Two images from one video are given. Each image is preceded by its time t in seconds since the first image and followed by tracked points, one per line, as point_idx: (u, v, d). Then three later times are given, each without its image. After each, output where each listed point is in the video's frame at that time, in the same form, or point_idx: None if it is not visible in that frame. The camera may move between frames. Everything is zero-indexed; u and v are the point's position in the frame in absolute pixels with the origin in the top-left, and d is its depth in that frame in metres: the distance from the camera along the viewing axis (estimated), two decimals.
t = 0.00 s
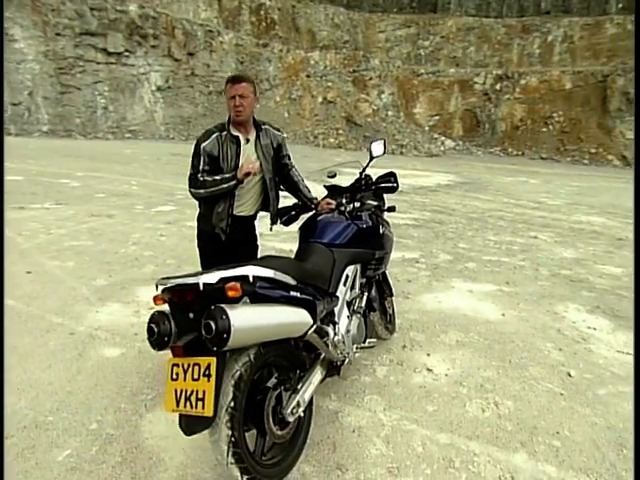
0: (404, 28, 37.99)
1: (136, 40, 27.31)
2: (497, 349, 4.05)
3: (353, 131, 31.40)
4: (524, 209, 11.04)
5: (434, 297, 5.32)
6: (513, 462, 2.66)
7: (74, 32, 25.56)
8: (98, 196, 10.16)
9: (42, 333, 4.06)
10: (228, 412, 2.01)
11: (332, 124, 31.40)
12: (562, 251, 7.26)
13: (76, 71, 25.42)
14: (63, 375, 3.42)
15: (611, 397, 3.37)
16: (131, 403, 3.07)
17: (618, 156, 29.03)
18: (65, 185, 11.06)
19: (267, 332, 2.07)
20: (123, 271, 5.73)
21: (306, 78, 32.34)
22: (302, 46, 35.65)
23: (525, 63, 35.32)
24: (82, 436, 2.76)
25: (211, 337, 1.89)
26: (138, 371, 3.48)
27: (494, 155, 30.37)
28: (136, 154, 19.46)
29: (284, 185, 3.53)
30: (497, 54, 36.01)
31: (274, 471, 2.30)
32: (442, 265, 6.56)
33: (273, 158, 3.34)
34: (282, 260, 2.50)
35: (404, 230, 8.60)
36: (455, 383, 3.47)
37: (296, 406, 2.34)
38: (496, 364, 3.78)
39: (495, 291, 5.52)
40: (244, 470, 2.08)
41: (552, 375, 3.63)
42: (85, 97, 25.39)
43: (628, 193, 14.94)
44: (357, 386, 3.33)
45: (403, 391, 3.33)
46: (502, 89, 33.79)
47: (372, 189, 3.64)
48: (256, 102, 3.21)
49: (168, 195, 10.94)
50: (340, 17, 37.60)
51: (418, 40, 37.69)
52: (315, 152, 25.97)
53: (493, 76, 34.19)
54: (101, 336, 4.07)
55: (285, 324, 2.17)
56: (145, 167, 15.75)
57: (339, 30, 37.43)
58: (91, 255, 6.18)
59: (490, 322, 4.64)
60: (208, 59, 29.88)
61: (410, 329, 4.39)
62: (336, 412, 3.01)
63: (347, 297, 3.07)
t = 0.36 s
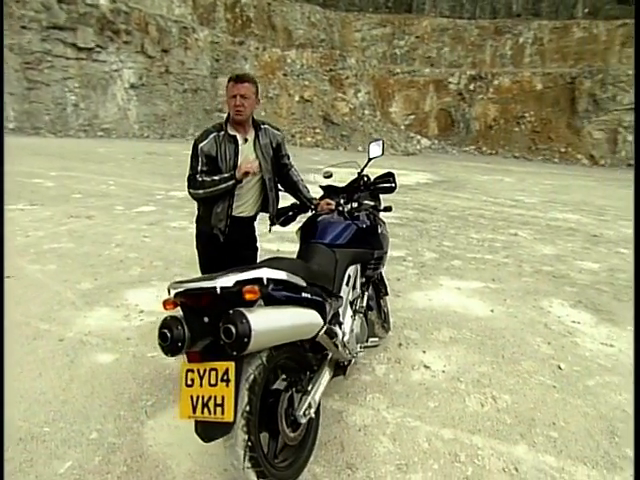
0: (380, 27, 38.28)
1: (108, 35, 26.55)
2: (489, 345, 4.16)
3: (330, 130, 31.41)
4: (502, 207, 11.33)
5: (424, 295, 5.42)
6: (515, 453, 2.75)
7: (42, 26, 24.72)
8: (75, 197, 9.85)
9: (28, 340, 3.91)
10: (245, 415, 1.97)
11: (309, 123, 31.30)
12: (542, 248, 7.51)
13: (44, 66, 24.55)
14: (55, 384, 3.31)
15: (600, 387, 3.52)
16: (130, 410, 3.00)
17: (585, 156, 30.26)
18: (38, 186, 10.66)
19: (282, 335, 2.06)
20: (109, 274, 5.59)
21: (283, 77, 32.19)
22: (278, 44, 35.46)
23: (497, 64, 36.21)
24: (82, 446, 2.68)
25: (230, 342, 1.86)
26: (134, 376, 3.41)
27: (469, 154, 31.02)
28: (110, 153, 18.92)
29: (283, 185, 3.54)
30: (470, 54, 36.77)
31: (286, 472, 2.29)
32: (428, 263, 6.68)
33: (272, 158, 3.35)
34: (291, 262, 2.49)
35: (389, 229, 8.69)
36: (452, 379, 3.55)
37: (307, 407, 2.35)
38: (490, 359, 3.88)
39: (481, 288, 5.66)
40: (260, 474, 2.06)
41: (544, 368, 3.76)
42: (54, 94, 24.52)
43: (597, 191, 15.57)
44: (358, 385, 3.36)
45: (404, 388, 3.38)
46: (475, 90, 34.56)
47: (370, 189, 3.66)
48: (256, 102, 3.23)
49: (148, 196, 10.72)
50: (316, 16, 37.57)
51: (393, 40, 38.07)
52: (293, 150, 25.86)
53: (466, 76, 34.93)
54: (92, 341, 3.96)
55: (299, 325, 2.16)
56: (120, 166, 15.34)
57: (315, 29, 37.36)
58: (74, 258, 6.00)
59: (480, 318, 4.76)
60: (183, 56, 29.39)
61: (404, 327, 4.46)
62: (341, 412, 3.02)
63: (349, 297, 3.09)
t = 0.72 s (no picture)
0: (353, 27, 38.46)
1: (75, 33, 25.79)
2: (481, 338, 4.27)
3: (306, 129, 31.32)
4: (480, 205, 11.59)
5: (413, 292, 5.51)
6: (516, 442, 2.84)
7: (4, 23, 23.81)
8: (49, 200, 9.52)
9: (15, 350, 3.77)
10: (262, 417, 1.95)
11: (285, 123, 31.12)
12: (521, 243, 7.76)
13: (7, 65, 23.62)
14: (48, 396, 3.20)
15: (588, 375, 3.67)
16: (131, 419, 2.93)
17: (554, 153, 31.42)
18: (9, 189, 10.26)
19: (296, 335, 2.04)
20: (93, 279, 5.45)
21: (258, 76, 31.94)
22: (252, 43, 35.17)
23: (469, 63, 36.99)
24: (84, 458, 2.60)
25: (248, 344, 1.83)
26: (131, 383, 3.33)
27: (443, 152, 31.59)
28: (80, 154, 18.35)
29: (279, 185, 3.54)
30: (443, 54, 37.42)
31: (299, 472, 2.29)
32: (414, 261, 6.79)
33: (269, 158, 3.36)
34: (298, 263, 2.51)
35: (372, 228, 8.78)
36: (449, 373, 3.63)
37: (318, 406, 2.36)
38: (483, 353, 3.99)
39: (468, 284, 5.80)
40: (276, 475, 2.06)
41: (534, 359, 3.89)
42: (19, 93, 23.60)
43: (568, 187, 16.15)
44: (358, 382, 3.40)
45: (403, 384, 3.43)
46: (448, 89, 35.22)
47: (365, 188, 3.70)
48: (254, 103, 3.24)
49: (125, 198, 10.47)
50: (290, 15, 37.39)
51: (367, 40, 38.33)
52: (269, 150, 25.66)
53: (439, 76, 35.55)
54: (83, 349, 3.85)
55: (310, 324, 2.16)
56: (93, 168, 14.93)
57: (289, 28, 37.11)
58: (54, 263, 5.82)
59: (469, 313, 4.88)
60: (155, 54, 28.81)
61: (397, 324, 4.53)
62: (344, 410, 3.05)
63: (350, 295, 3.13)
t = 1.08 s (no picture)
0: (330, 27, 38.46)
1: (43, 32, 25.32)
2: (474, 334, 4.38)
3: (284, 130, 31.09)
4: (460, 203, 11.84)
5: (403, 290, 5.61)
6: (515, 432, 2.95)
7: None
8: (26, 206, 9.26)
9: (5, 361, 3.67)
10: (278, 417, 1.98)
11: (263, 123, 30.88)
12: (503, 240, 8.00)
13: None
14: (46, 406, 3.13)
15: (576, 365, 3.83)
16: (136, 426, 2.90)
17: (528, 151, 32.39)
18: None
19: (310, 336, 2.07)
20: (80, 286, 5.34)
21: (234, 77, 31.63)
22: (228, 44, 34.85)
23: (444, 64, 37.61)
24: (90, 469, 2.57)
25: (267, 346, 1.85)
26: (132, 390, 3.29)
27: (420, 151, 32.11)
28: (53, 157, 17.85)
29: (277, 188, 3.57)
30: (418, 55, 37.88)
31: (312, 470, 2.32)
32: (401, 259, 6.90)
33: (267, 161, 3.38)
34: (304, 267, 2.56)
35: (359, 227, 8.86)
36: (445, 368, 3.74)
37: (329, 406, 2.41)
38: (476, 348, 4.11)
39: (456, 281, 5.95)
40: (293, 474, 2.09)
41: (526, 351, 4.03)
42: None
43: (543, 185, 16.66)
44: (359, 380, 3.45)
45: (403, 380, 3.51)
46: (424, 89, 35.78)
47: (361, 189, 3.76)
48: (251, 105, 3.26)
49: (105, 203, 10.25)
50: (266, 15, 36.99)
51: (343, 40, 38.46)
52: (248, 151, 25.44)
53: (415, 76, 36.05)
54: (77, 358, 3.78)
55: (322, 325, 2.19)
56: (69, 172, 14.57)
57: (265, 28, 36.76)
58: (38, 270, 5.68)
59: (459, 309, 5.01)
60: (128, 55, 28.31)
61: (391, 322, 4.61)
62: (347, 408, 3.10)
63: (350, 296, 3.19)
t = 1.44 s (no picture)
0: (304, 30, 38.32)
1: (6, 30, 24.97)
2: (464, 331, 4.51)
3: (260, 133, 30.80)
4: (440, 204, 12.06)
5: (392, 289, 5.72)
6: (510, 422, 3.07)
7: None
8: None
9: None
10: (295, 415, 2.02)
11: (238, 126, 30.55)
12: (484, 239, 8.25)
13: None
14: (41, 417, 3.04)
15: (562, 357, 4.01)
16: (137, 433, 2.86)
17: (499, 153, 33.51)
18: None
19: (324, 337, 2.11)
20: (64, 293, 5.22)
21: (208, 79, 31.26)
22: (201, 46, 34.40)
23: (417, 67, 38.20)
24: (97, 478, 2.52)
25: (284, 346, 1.88)
26: (129, 397, 3.24)
27: (395, 153, 32.55)
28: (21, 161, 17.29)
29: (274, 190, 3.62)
30: (392, 58, 38.31)
31: (324, 467, 2.37)
32: (387, 260, 7.01)
33: (265, 164, 3.42)
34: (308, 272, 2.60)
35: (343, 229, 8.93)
36: (440, 364, 3.83)
37: (337, 403, 2.46)
38: (467, 343, 4.23)
39: (441, 280, 6.10)
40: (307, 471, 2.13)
41: (514, 346, 4.18)
42: None
43: (516, 185, 17.17)
44: (358, 380, 3.50)
45: (400, 378, 3.59)
46: (398, 92, 36.29)
47: (357, 191, 3.79)
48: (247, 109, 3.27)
49: (82, 207, 10.01)
50: (239, 17, 36.63)
51: (317, 43, 38.48)
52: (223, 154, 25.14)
53: (389, 79, 36.54)
54: (69, 366, 3.70)
55: (334, 325, 2.23)
56: (41, 176, 14.14)
57: (239, 30, 36.38)
58: (18, 277, 5.52)
59: (447, 307, 5.15)
60: (98, 56, 27.74)
61: (384, 321, 4.69)
62: (349, 405, 3.15)
63: (350, 296, 3.25)
